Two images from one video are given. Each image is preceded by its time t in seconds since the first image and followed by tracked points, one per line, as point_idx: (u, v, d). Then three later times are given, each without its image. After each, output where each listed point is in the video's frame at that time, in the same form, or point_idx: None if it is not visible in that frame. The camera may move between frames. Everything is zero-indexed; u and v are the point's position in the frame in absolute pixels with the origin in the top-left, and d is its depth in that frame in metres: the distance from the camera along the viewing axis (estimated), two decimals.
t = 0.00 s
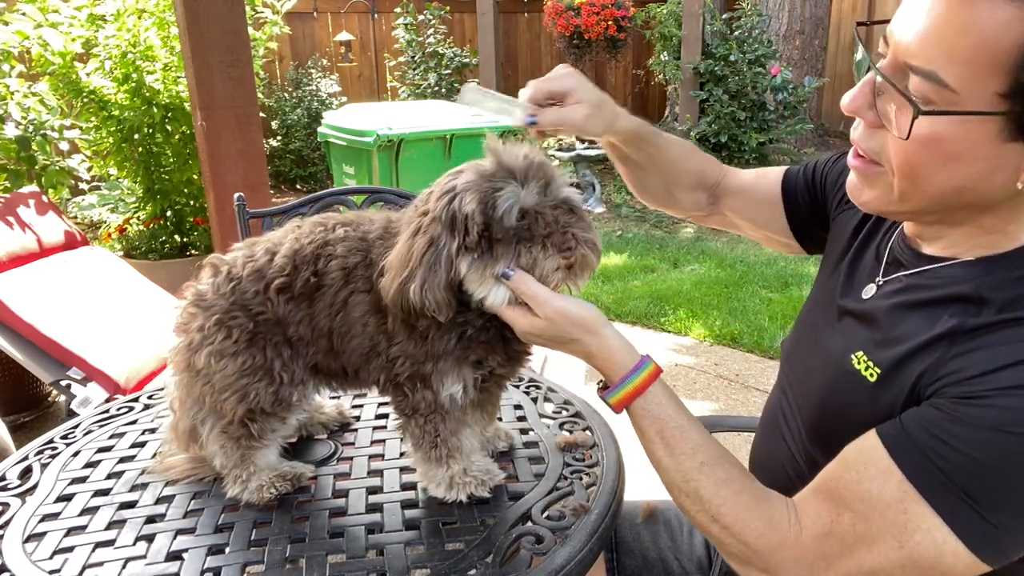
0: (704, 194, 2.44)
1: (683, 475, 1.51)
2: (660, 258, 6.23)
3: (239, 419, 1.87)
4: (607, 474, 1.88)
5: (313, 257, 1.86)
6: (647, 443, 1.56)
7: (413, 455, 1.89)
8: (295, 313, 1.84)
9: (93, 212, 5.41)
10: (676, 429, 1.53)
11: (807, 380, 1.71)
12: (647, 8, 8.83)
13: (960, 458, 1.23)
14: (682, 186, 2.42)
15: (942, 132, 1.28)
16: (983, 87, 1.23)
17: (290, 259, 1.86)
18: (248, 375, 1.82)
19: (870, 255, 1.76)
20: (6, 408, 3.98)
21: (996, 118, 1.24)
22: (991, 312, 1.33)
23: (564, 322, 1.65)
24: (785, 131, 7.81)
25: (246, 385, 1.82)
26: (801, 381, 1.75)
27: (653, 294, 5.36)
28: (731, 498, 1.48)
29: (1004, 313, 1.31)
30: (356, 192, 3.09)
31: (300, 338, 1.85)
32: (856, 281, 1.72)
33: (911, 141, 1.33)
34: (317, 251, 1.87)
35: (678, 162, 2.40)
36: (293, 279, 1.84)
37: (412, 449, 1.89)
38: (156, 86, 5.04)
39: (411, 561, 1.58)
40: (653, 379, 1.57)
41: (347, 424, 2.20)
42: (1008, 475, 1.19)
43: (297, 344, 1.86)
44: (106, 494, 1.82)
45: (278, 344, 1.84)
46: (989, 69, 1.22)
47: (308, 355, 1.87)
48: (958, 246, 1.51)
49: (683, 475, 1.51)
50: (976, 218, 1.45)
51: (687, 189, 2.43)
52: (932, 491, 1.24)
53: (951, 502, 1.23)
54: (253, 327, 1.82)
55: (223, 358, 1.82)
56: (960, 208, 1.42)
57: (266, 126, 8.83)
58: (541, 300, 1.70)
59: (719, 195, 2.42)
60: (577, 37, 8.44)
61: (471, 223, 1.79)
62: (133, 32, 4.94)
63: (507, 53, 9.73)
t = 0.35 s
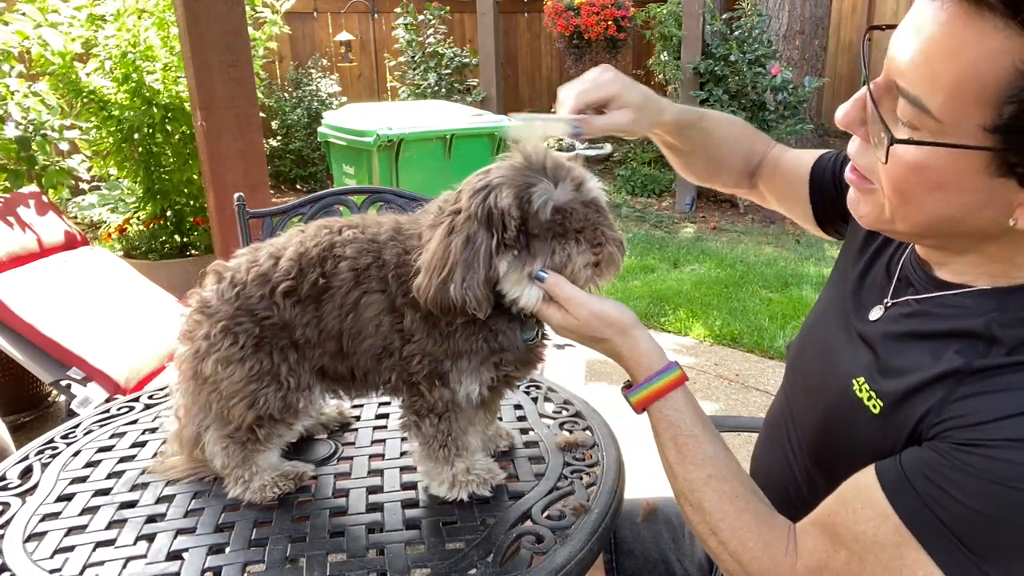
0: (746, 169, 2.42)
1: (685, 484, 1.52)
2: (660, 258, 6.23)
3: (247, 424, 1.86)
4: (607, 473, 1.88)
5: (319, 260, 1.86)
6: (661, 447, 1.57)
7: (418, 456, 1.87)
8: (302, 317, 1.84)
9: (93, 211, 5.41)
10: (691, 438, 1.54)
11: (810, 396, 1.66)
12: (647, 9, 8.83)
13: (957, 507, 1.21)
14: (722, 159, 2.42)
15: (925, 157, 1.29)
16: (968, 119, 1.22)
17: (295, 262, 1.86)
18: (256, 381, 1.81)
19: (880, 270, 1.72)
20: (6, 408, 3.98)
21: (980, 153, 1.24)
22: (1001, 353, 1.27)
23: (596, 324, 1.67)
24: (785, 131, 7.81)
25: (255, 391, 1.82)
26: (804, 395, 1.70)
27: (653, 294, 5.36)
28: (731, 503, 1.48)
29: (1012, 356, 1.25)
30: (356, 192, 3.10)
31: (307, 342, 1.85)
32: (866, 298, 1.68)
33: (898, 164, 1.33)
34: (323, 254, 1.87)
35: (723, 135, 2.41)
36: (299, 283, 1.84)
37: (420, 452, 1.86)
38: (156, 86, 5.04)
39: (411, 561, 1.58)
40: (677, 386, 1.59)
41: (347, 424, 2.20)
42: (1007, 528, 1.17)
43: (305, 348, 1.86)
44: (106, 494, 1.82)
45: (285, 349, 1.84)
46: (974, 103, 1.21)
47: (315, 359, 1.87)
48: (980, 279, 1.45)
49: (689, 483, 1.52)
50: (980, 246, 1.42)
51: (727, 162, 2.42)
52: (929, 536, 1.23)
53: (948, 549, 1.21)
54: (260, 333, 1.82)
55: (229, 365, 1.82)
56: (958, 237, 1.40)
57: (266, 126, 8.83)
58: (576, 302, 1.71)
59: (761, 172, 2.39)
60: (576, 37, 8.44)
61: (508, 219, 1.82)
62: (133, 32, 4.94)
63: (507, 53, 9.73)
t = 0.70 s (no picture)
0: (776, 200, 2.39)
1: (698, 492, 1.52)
2: (660, 258, 6.23)
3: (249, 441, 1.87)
4: (607, 473, 1.88)
5: (309, 267, 1.85)
6: (683, 456, 1.56)
7: (420, 457, 1.87)
8: (295, 327, 1.83)
9: (93, 211, 5.41)
10: (714, 447, 1.53)
11: (824, 400, 1.65)
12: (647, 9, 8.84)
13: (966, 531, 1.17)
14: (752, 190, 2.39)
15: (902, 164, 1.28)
16: (939, 127, 1.21)
17: (284, 272, 1.85)
18: (256, 399, 1.83)
19: (892, 280, 1.69)
20: (6, 408, 3.98)
21: (956, 161, 1.22)
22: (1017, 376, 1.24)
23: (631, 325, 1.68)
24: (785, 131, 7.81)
25: (256, 405, 1.83)
26: (813, 402, 1.69)
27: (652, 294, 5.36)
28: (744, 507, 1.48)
29: None
30: (356, 192, 3.10)
31: (302, 353, 1.85)
32: (877, 313, 1.67)
33: (880, 173, 1.32)
34: (313, 262, 1.86)
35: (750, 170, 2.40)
36: (289, 295, 1.83)
37: (425, 456, 1.86)
38: (156, 86, 5.04)
39: (411, 561, 1.58)
40: (704, 396, 1.57)
41: (347, 424, 2.19)
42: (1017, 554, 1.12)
43: (301, 359, 1.86)
44: (106, 494, 1.82)
45: (280, 361, 1.85)
46: (945, 109, 1.19)
47: (312, 370, 1.87)
48: (988, 291, 1.43)
49: (709, 495, 1.51)
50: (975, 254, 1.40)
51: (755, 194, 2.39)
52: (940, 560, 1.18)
53: None
54: (254, 349, 1.83)
55: (225, 381, 1.82)
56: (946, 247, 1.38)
57: (266, 126, 8.82)
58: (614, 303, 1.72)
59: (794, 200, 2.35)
60: (576, 37, 8.44)
61: (537, 222, 1.88)
62: (133, 32, 4.94)
63: (507, 53, 9.73)
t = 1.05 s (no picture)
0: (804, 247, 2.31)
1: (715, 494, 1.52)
2: (660, 259, 6.23)
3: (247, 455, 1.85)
4: (607, 474, 1.87)
5: (313, 278, 1.83)
6: (699, 455, 1.56)
7: (421, 457, 1.87)
8: (300, 342, 1.81)
9: (93, 211, 5.42)
10: (733, 448, 1.53)
11: (834, 397, 1.64)
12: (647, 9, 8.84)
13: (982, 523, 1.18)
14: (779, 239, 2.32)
15: (913, 153, 1.29)
16: (950, 115, 1.22)
17: (286, 285, 1.82)
18: (255, 413, 1.82)
19: (897, 279, 1.70)
20: (6, 408, 3.98)
21: (968, 147, 1.23)
22: None
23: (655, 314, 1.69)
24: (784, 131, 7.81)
25: (255, 422, 1.84)
26: (822, 401, 1.69)
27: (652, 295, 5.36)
28: (762, 510, 1.47)
29: None
30: (356, 192, 3.10)
31: (309, 367, 1.83)
32: (885, 308, 1.66)
33: (893, 165, 1.33)
34: (318, 272, 1.83)
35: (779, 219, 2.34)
36: (293, 309, 1.81)
37: (427, 454, 1.85)
38: (156, 86, 5.03)
39: (411, 561, 1.58)
40: (720, 398, 1.58)
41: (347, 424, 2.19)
42: None
43: (304, 373, 1.83)
44: (106, 494, 1.82)
45: (283, 378, 1.83)
46: (954, 96, 1.21)
47: (319, 383, 1.84)
48: (998, 283, 1.44)
49: (726, 498, 1.50)
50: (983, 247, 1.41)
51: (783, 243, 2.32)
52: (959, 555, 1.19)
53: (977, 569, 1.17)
54: (256, 365, 1.81)
55: (225, 400, 1.82)
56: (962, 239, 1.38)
57: (266, 126, 8.82)
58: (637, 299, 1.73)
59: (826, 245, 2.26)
60: (576, 37, 8.44)
61: (555, 222, 1.87)
62: (133, 33, 4.94)
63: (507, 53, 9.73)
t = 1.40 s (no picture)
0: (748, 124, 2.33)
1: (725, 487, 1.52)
2: (660, 258, 6.24)
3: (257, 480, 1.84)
4: (607, 474, 1.88)
5: (302, 321, 1.92)
6: (710, 454, 1.56)
7: (418, 458, 1.86)
8: (302, 380, 1.89)
9: (93, 211, 5.42)
10: (740, 442, 1.53)
11: (835, 393, 1.64)
12: (648, 9, 8.85)
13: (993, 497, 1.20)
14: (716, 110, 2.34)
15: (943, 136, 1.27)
16: (980, 99, 1.23)
17: (284, 335, 1.93)
18: (268, 443, 1.86)
19: (903, 276, 1.70)
20: (6, 408, 3.98)
21: (997, 130, 1.23)
22: None
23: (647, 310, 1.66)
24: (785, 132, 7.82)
25: (266, 454, 1.84)
26: (823, 403, 1.68)
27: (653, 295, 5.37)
28: (774, 500, 1.48)
29: None
30: (356, 191, 3.10)
31: (316, 406, 1.90)
32: (893, 303, 1.66)
33: (918, 154, 1.32)
34: (305, 314, 1.92)
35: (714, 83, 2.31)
36: (293, 350, 1.91)
37: (424, 454, 1.85)
38: (156, 86, 5.02)
39: (411, 561, 1.57)
40: (724, 391, 1.59)
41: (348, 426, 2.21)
42: None
43: (315, 412, 1.90)
44: (106, 494, 1.82)
45: (296, 415, 1.90)
46: (986, 78, 1.21)
47: (330, 420, 1.89)
48: (1014, 273, 1.44)
49: (739, 493, 1.50)
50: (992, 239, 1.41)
51: (725, 115, 2.34)
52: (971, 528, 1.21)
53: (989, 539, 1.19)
54: (267, 399, 1.89)
55: (231, 432, 1.86)
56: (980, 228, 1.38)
57: (266, 126, 8.81)
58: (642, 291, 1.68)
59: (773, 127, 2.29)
60: (576, 37, 8.44)
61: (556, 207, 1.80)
62: (133, 32, 4.94)
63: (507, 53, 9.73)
